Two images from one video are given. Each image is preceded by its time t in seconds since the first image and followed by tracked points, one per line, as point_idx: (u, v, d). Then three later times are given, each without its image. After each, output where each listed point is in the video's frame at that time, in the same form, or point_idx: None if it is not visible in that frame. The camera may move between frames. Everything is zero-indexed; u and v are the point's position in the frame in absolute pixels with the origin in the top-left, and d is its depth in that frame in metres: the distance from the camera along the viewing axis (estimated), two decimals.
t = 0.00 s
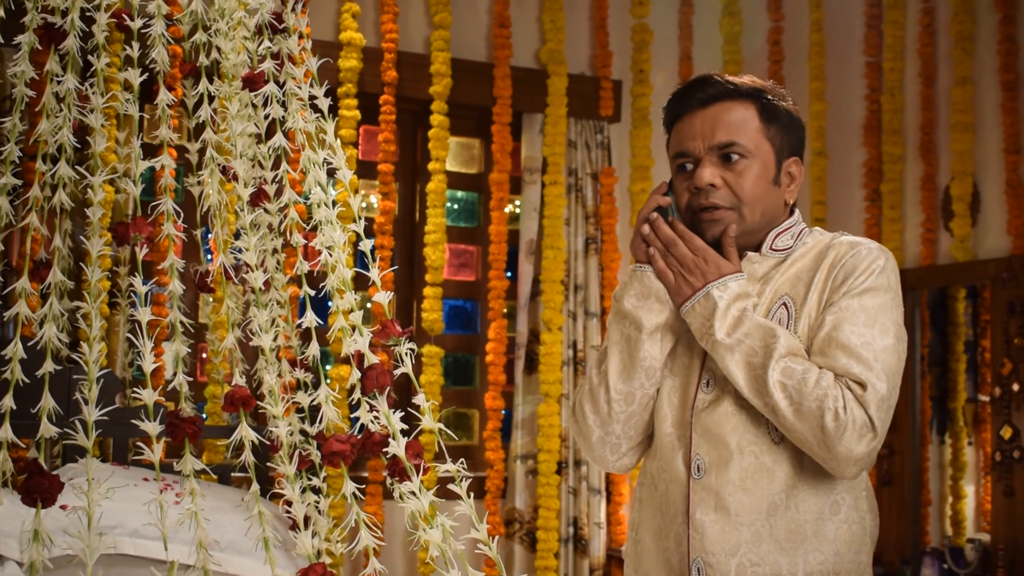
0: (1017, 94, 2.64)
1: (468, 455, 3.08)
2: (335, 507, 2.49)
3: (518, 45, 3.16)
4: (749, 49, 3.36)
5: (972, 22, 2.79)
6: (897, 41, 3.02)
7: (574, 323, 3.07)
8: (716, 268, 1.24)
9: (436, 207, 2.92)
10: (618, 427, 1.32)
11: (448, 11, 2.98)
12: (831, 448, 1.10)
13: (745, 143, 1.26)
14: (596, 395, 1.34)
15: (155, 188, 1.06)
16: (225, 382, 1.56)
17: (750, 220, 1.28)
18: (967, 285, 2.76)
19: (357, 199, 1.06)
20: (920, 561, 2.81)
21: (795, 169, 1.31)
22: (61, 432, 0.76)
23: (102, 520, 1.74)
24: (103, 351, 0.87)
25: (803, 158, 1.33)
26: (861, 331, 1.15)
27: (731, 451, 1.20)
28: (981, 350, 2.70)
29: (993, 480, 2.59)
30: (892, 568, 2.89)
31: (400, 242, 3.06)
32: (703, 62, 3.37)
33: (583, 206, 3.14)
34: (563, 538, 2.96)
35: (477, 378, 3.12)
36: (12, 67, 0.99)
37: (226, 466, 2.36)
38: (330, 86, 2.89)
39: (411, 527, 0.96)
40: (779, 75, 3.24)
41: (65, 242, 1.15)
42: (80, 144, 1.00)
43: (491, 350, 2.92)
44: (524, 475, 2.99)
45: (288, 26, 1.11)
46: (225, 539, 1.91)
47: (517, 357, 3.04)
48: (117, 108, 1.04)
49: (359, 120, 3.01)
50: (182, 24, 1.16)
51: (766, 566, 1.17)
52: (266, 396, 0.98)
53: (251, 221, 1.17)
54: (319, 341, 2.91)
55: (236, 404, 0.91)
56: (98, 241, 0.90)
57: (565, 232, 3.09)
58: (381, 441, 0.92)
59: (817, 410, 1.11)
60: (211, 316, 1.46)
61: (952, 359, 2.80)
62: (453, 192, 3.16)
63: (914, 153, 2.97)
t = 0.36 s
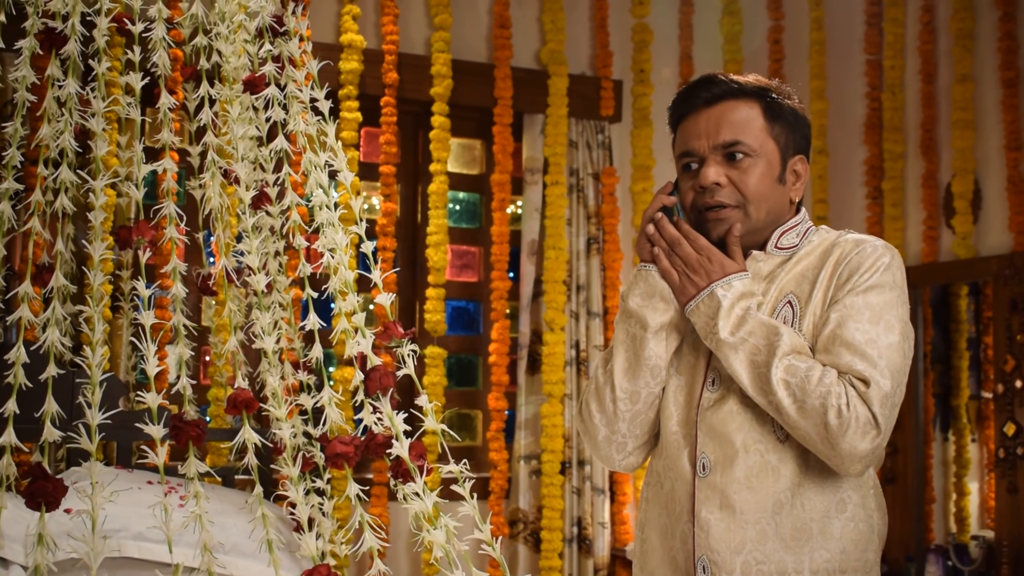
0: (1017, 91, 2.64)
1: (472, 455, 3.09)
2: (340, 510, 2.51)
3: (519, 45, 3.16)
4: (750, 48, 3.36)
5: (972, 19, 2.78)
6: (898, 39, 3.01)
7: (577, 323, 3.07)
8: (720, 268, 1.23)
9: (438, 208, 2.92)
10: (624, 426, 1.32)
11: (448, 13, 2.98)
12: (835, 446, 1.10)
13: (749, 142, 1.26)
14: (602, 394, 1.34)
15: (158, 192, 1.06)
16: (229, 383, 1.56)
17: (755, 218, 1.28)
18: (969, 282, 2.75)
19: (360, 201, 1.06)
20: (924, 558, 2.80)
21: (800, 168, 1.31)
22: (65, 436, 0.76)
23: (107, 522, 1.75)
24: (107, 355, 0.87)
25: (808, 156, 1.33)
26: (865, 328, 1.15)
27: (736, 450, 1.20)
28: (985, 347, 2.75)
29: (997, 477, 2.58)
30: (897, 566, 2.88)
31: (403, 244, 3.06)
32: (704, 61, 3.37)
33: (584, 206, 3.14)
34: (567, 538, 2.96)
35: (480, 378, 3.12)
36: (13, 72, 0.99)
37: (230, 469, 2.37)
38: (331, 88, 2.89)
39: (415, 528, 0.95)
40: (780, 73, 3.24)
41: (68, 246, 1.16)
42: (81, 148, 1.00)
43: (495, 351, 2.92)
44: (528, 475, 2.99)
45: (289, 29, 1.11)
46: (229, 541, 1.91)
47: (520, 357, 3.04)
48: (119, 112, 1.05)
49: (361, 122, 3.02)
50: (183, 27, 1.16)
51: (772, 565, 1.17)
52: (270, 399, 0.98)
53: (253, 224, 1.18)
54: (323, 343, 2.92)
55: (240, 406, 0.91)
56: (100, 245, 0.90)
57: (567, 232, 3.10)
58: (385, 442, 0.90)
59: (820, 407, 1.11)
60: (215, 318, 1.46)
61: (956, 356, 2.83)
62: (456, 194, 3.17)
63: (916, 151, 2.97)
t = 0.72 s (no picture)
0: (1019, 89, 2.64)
1: (475, 455, 3.09)
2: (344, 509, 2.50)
3: (520, 45, 3.16)
4: (751, 47, 3.36)
5: (974, 17, 2.78)
6: (899, 37, 3.01)
7: (579, 323, 3.07)
8: (717, 264, 1.24)
9: (440, 208, 2.92)
10: (621, 423, 1.32)
11: (449, 13, 2.99)
12: (833, 440, 1.10)
13: (745, 140, 1.26)
14: (599, 392, 1.34)
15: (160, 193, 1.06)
16: (232, 383, 1.56)
17: (754, 214, 1.28)
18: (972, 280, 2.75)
19: (362, 201, 1.07)
20: (928, 556, 2.77)
21: (798, 165, 1.31)
22: (69, 435, 0.76)
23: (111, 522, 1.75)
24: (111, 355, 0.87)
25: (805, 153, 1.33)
26: (863, 324, 1.16)
27: (734, 445, 1.20)
28: (987, 345, 2.80)
29: (1001, 474, 2.58)
30: (900, 565, 2.83)
31: (405, 244, 3.06)
32: (705, 60, 3.37)
33: (586, 205, 3.14)
34: (570, 537, 2.96)
35: (483, 378, 3.12)
36: (16, 74, 0.99)
37: (233, 469, 2.37)
38: (332, 88, 2.90)
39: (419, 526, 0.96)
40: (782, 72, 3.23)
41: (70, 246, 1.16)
42: (84, 149, 1.00)
43: (497, 350, 2.92)
44: (531, 475, 3.00)
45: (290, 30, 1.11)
46: (233, 541, 1.91)
47: (523, 357, 3.04)
48: (121, 113, 1.05)
49: (362, 123, 3.02)
50: (184, 28, 1.16)
51: (771, 559, 1.17)
52: (273, 398, 0.99)
53: (255, 224, 1.18)
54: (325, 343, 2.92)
55: (242, 406, 0.91)
56: (103, 246, 0.90)
57: (569, 231, 3.10)
58: (388, 440, 0.90)
59: (819, 402, 1.11)
60: (216, 319, 1.46)
61: (958, 355, 2.87)
62: (458, 194, 3.17)
63: (917, 149, 2.97)
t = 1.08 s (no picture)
0: (1020, 86, 2.64)
1: (477, 455, 3.09)
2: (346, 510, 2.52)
3: (520, 45, 3.16)
4: (752, 46, 3.36)
5: (975, 15, 2.78)
6: (900, 35, 3.01)
7: (581, 322, 3.07)
8: (703, 267, 1.24)
9: (441, 208, 2.92)
10: (611, 426, 1.32)
11: (450, 13, 2.99)
12: (822, 439, 1.10)
13: (727, 141, 1.26)
14: (589, 395, 1.34)
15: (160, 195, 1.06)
16: (234, 385, 1.56)
17: (738, 215, 1.27)
18: (973, 278, 2.74)
19: (362, 202, 1.06)
20: (930, 554, 2.82)
21: (782, 164, 1.30)
22: (70, 437, 0.76)
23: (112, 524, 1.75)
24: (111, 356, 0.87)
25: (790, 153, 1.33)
26: (853, 324, 1.16)
27: (724, 444, 1.20)
28: (989, 343, 2.68)
29: (1003, 473, 2.57)
30: (902, 563, 2.89)
31: (406, 244, 3.07)
32: (705, 59, 3.37)
33: (587, 205, 3.13)
34: (572, 537, 2.96)
35: (485, 378, 3.12)
36: (17, 75, 0.99)
37: (235, 470, 2.37)
38: (333, 89, 2.90)
39: (421, 526, 0.96)
40: (783, 71, 3.23)
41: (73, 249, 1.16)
42: (84, 151, 1.00)
43: (499, 351, 2.93)
44: (533, 475, 2.99)
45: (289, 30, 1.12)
46: (234, 542, 1.91)
47: (524, 357, 3.04)
48: (121, 114, 1.04)
49: (363, 124, 3.02)
50: (186, 30, 1.17)
51: (762, 558, 1.17)
52: (274, 399, 0.99)
53: (255, 225, 1.18)
54: (327, 344, 2.92)
55: (243, 406, 0.91)
56: (104, 247, 0.90)
57: (570, 231, 3.09)
58: (389, 441, 0.90)
59: (807, 402, 1.11)
60: (219, 320, 1.46)
61: (961, 352, 2.79)
62: (459, 194, 3.18)
63: (918, 147, 2.97)
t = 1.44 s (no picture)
0: (1021, 86, 2.64)
1: (479, 454, 3.09)
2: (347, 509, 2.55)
3: (522, 45, 3.16)
4: (753, 46, 3.36)
5: (976, 14, 2.77)
6: (901, 35, 3.01)
7: (582, 322, 3.07)
8: (700, 269, 1.24)
9: (443, 208, 2.92)
10: (608, 428, 1.32)
11: (451, 13, 2.99)
12: (824, 438, 1.10)
13: (721, 141, 1.26)
14: (587, 398, 1.34)
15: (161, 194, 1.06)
16: (236, 384, 1.56)
17: (732, 219, 1.27)
18: (975, 277, 2.74)
19: (364, 202, 1.06)
20: (932, 554, 2.82)
21: (775, 164, 1.31)
22: (71, 436, 0.76)
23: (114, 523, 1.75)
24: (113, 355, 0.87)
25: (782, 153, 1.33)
26: (854, 325, 1.16)
27: (725, 443, 1.20)
28: (991, 342, 2.67)
29: (1004, 472, 2.57)
30: (904, 562, 2.90)
31: (407, 244, 3.07)
32: (707, 59, 3.37)
33: (589, 204, 3.13)
34: (574, 537, 2.96)
35: (487, 378, 3.12)
36: (18, 75, 1.00)
37: (237, 470, 2.38)
38: (335, 89, 2.90)
39: (423, 526, 0.95)
40: (784, 70, 3.23)
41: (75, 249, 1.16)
42: (86, 151, 1.00)
43: (501, 350, 2.93)
44: (535, 474, 2.99)
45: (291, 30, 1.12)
46: (237, 541, 1.92)
47: (526, 356, 3.04)
48: (123, 114, 1.04)
49: (364, 124, 3.03)
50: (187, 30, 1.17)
51: (762, 557, 1.17)
52: (276, 398, 0.98)
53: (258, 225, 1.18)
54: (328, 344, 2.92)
55: (245, 404, 0.92)
56: (105, 246, 0.90)
57: (572, 230, 3.09)
58: (391, 440, 0.90)
59: (809, 401, 1.10)
60: (221, 319, 1.46)
61: (962, 352, 2.79)
62: (461, 194, 3.18)
63: (920, 146, 2.96)
